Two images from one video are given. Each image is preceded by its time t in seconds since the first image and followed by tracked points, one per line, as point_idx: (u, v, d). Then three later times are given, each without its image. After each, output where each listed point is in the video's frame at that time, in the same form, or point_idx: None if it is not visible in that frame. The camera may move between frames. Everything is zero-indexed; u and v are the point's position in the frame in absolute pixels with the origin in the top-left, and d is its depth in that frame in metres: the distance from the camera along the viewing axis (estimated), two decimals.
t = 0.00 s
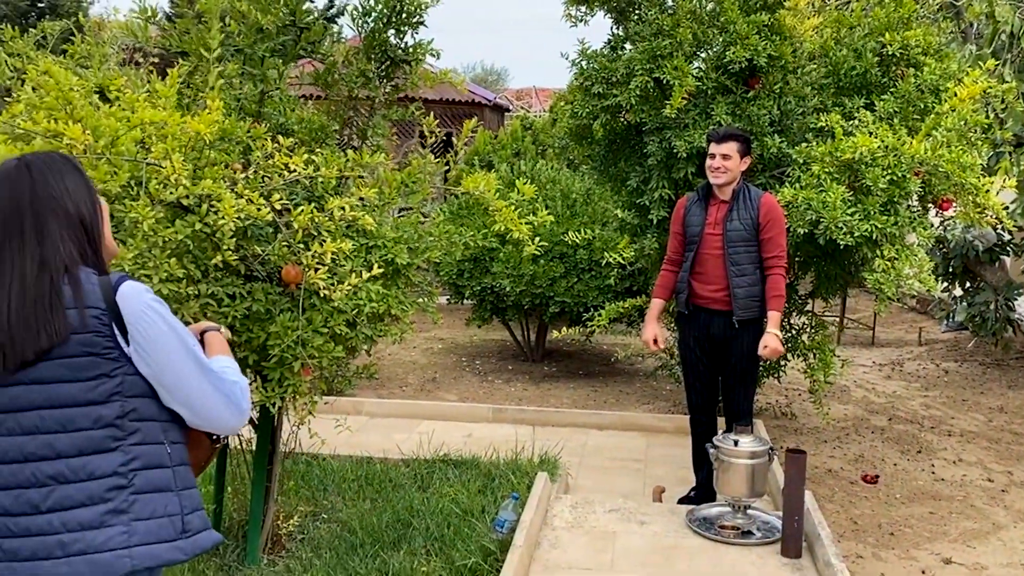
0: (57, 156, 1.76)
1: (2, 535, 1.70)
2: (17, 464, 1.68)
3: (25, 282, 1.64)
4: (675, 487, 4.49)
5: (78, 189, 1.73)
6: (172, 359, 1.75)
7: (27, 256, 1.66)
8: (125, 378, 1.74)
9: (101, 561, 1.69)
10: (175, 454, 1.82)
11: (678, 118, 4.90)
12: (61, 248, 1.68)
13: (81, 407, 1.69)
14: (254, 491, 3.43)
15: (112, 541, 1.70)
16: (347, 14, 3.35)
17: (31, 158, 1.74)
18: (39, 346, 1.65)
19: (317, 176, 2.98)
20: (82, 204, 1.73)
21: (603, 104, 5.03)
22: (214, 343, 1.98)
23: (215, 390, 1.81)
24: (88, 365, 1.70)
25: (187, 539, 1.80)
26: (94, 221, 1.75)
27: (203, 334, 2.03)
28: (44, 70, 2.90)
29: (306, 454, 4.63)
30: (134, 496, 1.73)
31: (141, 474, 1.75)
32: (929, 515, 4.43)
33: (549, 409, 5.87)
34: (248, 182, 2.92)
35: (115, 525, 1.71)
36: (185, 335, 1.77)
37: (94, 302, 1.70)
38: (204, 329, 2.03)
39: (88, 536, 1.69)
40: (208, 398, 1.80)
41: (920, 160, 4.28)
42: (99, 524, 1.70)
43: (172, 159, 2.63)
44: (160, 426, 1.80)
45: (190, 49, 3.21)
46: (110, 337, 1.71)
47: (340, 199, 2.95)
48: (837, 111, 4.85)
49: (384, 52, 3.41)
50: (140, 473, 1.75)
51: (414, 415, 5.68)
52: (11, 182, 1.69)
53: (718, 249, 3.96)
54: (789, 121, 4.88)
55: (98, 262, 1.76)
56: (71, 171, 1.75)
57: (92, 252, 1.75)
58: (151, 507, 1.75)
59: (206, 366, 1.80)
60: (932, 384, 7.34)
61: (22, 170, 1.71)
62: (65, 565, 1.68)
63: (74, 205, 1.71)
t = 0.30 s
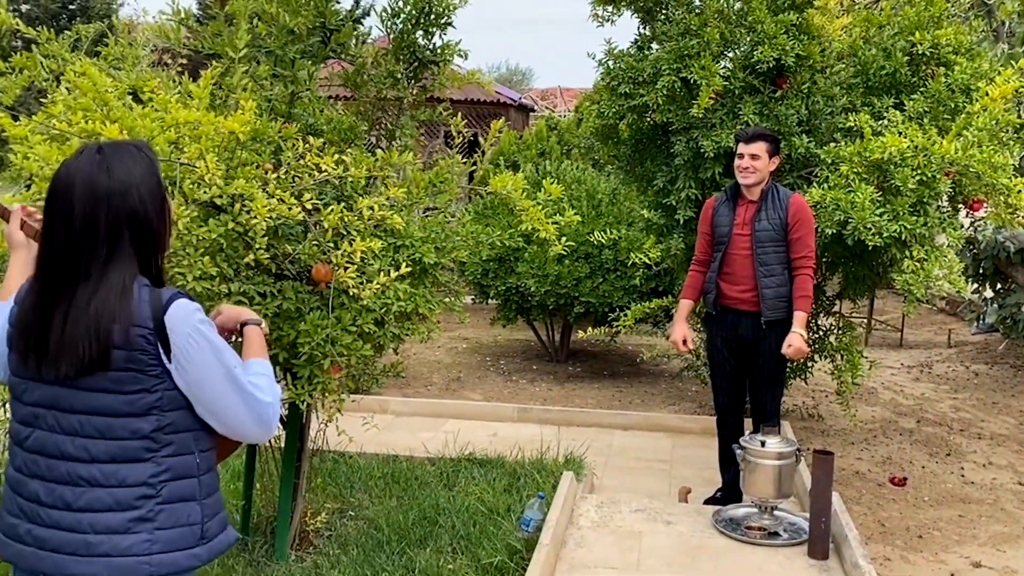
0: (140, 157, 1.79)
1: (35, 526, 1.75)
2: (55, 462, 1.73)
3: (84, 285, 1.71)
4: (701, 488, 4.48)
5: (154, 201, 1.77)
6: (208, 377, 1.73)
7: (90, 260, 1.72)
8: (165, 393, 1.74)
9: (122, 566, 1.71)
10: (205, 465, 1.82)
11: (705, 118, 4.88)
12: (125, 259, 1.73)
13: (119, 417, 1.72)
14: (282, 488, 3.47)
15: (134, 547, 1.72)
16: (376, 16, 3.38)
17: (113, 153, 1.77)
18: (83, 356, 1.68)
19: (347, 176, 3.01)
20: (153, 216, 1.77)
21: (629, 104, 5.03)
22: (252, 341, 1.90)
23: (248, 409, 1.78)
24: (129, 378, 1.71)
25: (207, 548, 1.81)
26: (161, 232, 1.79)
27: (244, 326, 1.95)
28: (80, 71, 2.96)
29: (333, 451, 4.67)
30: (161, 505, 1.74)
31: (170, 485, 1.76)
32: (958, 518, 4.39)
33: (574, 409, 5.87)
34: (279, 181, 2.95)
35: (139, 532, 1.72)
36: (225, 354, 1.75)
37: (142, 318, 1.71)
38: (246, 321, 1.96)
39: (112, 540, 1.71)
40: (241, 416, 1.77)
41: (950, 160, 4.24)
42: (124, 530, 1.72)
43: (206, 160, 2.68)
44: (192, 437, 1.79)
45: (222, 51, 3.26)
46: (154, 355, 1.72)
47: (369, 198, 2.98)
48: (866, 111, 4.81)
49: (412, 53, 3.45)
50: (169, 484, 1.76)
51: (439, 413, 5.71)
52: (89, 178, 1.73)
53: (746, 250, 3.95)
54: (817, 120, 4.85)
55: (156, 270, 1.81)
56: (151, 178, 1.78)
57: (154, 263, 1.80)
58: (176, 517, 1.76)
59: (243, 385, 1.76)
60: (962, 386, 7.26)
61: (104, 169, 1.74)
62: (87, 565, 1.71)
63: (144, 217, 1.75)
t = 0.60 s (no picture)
0: (168, 173, 1.72)
1: (53, 520, 1.79)
2: (69, 465, 1.75)
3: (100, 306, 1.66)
4: (723, 489, 4.47)
5: (176, 224, 1.69)
6: (212, 405, 1.68)
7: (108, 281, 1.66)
8: (169, 414, 1.70)
9: (128, 571, 1.72)
10: (215, 475, 1.79)
11: (727, 118, 4.87)
12: (144, 282, 1.68)
13: (125, 432, 1.70)
14: (305, 485, 3.50)
15: (139, 554, 1.72)
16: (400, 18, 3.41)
17: (142, 169, 1.71)
18: (98, 378, 1.66)
19: (371, 176, 3.04)
20: (175, 238, 1.70)
21: (651, 104, 5.03)
22: (287, 350, 1.92)
23: (256, 434, 1.73)
24: (135, 400, 1.69)
25: (214, 554, 1.80)
26: (184, 255, 1.72)
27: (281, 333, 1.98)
28: (109, 73, 3.01)
29: (355, 450, 4.70)
30: (167, 516, 1.73)
31: (177, 497, 1.73)
32: (983, 520, 4.35)
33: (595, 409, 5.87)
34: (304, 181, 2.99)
35: (144, 541, 1.72)
36: (231, 382, 1.68)
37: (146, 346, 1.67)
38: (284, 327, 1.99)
39: (118, 546, 1.72)
40: (249, 441, 1.73)
41: (976, 160, 4.21)
42: (130, 538, 1.72)
43: (233, 160, 2.71)
44: (201, 450, 1.75)
45: (247, 52, 3.30)
46: (157, 379, 1.68)
47: (393, 198, 3.00)
48: (890, 111, 4.78)
49: (436, 54, 3.47)
50: (176, 496, 1.73)
51: (461, 413, 5.73)
52: (114, 194, 1.67)
53: (768, 250, 3.94)
54: (841, 120, 4.83)
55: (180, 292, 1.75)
56: (176, 197, 1.71)
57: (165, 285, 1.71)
58: (182, 527, 1.74)
59: (250, 412, 1.71)
60: (987, 388, 7.19)
61: (130, 186, 1.68)
62: (96, 566, 1.73)
63: (166, 240, 1.68)
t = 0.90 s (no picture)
0: (144, 162, 1.71)
1: (70, 518, 1.83)
2: (79, 462, 1.79)
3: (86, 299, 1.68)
4: (739, 489, 4.47)
5: (154, 211, 1.68)
6: (205, 402, 1.66)
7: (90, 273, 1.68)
8: (161, 411, 1.69)
9: (133, 570, 1.72)
10: (218, 475, 1.76)
11: (744, 117, 4.86)
12: (123, 273, 1.67)
13: (122, 430, 1.71)
14: (323, 484, 3.52)
15: (142, 553, 1.72)
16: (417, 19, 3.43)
17: (119, 159, 1.71)
18: (87, 373, 1.69)
19: (389, 176, 3.06)
20: (151, 228, 1.68)
21: (667, 104, 5.03)
22: (298, 345, 1.89)
23: (254, 431, 1.70)
24: (126, 396, 1.69)
25: (221, 555, 1.76)
26: (163, 244, 1.71)
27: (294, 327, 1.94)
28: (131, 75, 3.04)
29: (372, 449, 4.73)
30: (167, 516, 1.72)
31: (176, 497, 1.72)
32: (1003, 522, 4.32)
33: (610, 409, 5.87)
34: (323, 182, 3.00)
35: (146, 540, 1.72)
36: (221, 378, 1.66)
37: (128, 338, 1.65)
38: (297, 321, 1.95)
39: (122, 544, 1.73)
40: (247, 438, 1.70)
41: (995, 159, 4.18)
42: (133, 536, 1.72)
43: (252, 159, 2.73)
44: (201, 448, 1.74)
45: (267, 54, 3.33)
46: (148, 376, 1.67)
47: (410, 198, 3.01)
48: (908, 110, 4.75)
49: (453, 54, 3.49)
50: (174, 495, 1.72)
51: (477, 413, 5.75)
52: (91, 187, 1.68)
53: (784, 249, 3.93)
54: (858, 120, 4.82)
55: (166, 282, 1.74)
56: (152, 185, 1.69)
57: (152, 275, 1.71)
58: (184, 526, 1.73)
59: (245, 409, 1.68)
60: (1006, 390, 7.13)
61: (106, 177, 1.68)
62: (106, 564, 1.75)
63: (142, 229, 1.68)
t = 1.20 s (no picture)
0: (122, 157, 1.73)
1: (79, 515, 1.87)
2: (83, 460, 1.82)
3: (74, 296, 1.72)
4: (752, 490, 4.45)
5: (125, 202, 1.70)
6: (188, 400, 1.65)
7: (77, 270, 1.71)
8: (149, 408, 1.69)
9: (132, 567, 1.73)
10: (212, 475, 1.76)
11: (757, 118, 4.85)
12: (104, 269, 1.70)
13: (114, 428, 1.72)
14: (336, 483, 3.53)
15: (139, 552, 1.72)
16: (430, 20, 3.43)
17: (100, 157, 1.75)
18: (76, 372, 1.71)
19: (402, 176, 3.07)
20: (126, 222, 1.70)
21: (680, 104, 5.02)
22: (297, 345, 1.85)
23: (240, 430, 1.68)
24: (114, 394, 1.70)
25: (218, 556, 1.75)
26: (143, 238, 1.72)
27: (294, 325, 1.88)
28: (146, 76, 3.06)
29: (384, 449, 4.74)
30: (160, 514, 1.72)
31: (168, 496, 1.72)
32: (1018, 524, 4.30)
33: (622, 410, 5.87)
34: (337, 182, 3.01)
35: (141, 538, 1.72)
36: (203, 375, 1.65)
37: (110, 335, 1.66)
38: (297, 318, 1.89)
39: (121, 541, 1.74)
40: (235, 437, 1.69)
41: (1010, 159, 4.15)
42: (130, 534, 1.73)
43: (268, 160, 2.75)
44: (194, 447, 1.73)
45: (281, 55, 3.34)
46: (132, 373, 1.68)
47: (424, 198, 3.02)
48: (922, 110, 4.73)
49: (466, 54, 3.49)
50: (166, 494, 1.72)
51: (489, 413, 5.75)
52: (72, 184, 1.72)
53: (797, 250, 3.92)
54: (872, 119, 4.81)
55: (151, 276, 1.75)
56: (128, 179, 1.71)
57: (132, 269, 1.72)
58: (178, 525, 1.72)
59: (229, 407, 1.66)
60: (1021, 391, 7.08)
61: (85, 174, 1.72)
62: (110, 561, 1.77)
63: (119, 224, 1.70)
